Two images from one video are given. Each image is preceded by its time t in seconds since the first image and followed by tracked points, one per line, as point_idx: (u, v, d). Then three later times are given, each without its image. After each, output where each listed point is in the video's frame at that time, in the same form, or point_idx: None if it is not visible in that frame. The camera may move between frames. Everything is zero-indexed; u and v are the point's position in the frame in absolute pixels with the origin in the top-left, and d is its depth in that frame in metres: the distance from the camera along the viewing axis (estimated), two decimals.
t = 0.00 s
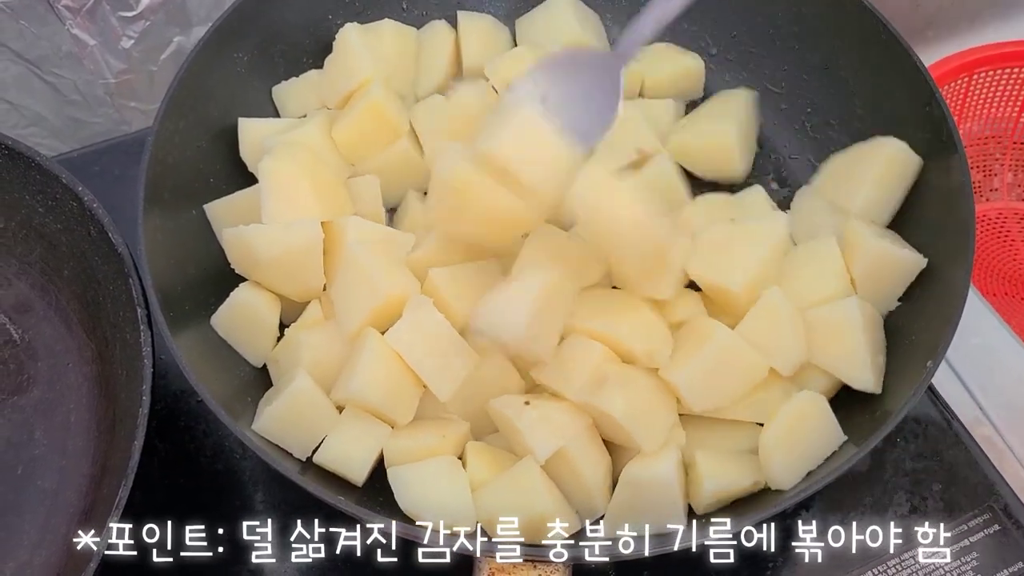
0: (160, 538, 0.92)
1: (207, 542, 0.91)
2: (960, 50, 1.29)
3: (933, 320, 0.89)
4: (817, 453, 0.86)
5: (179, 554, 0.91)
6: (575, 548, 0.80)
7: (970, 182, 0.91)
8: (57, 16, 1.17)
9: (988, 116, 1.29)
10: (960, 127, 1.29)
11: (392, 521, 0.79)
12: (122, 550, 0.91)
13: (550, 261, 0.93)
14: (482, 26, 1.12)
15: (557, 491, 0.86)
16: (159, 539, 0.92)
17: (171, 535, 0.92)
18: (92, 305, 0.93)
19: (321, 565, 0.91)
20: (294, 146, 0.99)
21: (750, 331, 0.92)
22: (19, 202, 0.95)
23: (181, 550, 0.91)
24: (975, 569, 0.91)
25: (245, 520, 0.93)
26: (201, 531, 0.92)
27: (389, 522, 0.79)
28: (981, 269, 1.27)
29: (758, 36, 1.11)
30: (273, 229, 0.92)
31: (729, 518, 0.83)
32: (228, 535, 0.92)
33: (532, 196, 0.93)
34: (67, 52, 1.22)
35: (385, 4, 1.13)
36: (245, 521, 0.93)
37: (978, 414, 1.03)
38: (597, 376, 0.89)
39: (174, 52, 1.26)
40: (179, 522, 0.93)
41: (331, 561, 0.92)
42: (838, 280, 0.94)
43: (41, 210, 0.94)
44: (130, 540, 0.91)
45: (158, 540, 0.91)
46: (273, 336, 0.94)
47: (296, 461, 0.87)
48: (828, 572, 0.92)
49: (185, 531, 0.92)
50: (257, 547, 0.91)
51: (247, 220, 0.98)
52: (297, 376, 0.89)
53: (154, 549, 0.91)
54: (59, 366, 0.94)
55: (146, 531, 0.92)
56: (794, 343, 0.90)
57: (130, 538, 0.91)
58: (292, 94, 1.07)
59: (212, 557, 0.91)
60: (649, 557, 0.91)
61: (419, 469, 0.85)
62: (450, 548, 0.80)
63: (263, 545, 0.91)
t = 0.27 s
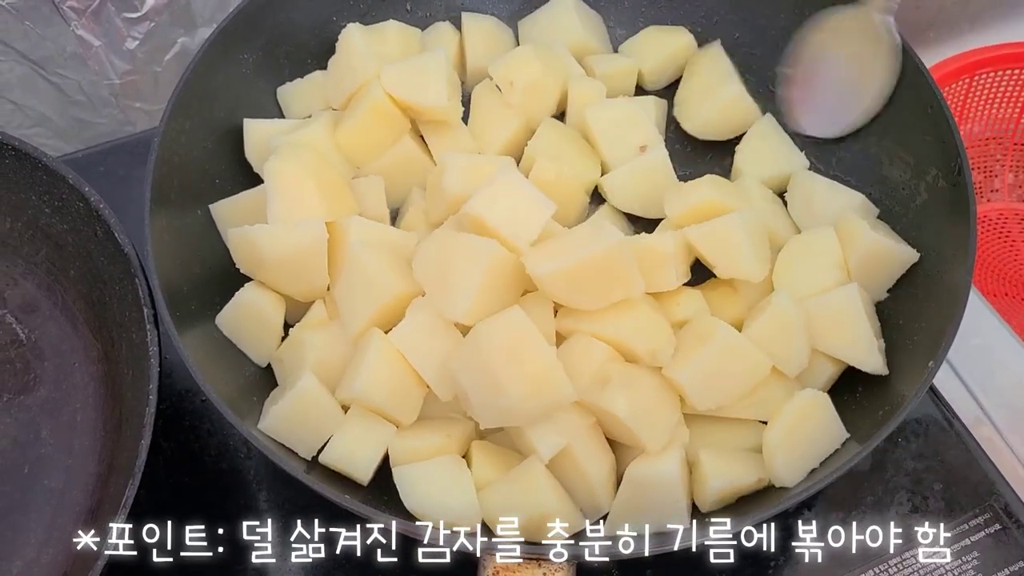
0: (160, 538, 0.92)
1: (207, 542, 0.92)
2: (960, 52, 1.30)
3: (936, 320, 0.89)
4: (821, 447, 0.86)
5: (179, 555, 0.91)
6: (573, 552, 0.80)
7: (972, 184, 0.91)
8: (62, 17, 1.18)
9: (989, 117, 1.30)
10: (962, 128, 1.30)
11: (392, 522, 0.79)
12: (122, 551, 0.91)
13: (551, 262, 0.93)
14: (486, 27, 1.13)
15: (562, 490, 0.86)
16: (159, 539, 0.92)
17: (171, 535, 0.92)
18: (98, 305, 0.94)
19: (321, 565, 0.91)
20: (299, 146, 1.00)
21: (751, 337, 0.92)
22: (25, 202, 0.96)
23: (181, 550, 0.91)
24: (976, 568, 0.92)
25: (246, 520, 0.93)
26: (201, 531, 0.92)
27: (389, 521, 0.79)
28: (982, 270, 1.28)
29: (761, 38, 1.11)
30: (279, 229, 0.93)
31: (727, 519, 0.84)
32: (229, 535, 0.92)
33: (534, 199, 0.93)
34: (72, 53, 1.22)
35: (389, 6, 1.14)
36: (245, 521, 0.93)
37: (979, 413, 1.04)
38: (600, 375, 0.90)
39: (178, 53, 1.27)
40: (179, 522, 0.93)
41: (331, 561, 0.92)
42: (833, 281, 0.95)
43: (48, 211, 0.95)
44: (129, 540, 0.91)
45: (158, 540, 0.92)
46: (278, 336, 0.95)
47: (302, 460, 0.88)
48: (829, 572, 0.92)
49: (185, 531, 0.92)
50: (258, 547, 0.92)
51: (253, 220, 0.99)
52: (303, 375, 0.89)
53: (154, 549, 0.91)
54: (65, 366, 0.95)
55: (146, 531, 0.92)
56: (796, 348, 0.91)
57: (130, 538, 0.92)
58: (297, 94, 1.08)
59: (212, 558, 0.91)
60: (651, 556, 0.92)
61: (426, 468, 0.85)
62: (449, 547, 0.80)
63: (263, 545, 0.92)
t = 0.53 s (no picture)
0: (160, 538, 0.92)
1: (207, 542, 0.92)
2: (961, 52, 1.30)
3: (938, 320, 0.89)
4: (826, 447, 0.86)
5: (179, 555, 0.91)
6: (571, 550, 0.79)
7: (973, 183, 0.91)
8: (63, 16, 1.18)
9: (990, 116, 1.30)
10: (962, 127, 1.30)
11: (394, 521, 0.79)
12: (122, 551, 0.91)
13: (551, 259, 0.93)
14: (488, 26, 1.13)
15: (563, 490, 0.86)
16: (159, 539, 0.92)
17: (171, 535, 0.92)
18: (100, 304, 0.94)
19: (320, 565, 0.91)
20: (300, 145, 1.00)
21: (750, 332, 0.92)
22: (26, 201, 0.95)
23: (181, 550, 0.91)
24: (977, 568, 0.92)
25: (245, 520, 0.93)
26: (201, 531, 0.92)
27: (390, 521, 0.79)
28: (982, 270, 1.28)
29: (762, 37, 1.11)
30: (280, 228, 0.93)
31: (727, 518, 0.84)
32: (228, 535, 0.92)
33: (534, 197, 0.93)
34: (72, 52, 1.22)
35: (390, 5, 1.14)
36: (245, 521, 0.93)
37: (980, 413, 1.03)
38: (601, 375, 0.90)
39: (179, 52, 1.27)
40: (179, 522, 0.93)
41: (331, 562, 0.92)
42: (827, 282, 0.95)
43: (49, 210, 0.95)
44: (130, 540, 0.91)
45: (158, 540, 0.92)
46: (279, 335, 0.94)
47: (303, 459, 0.88)
48: (829, 571, 0.92)
49: (185, 531, 0.92)
50: (257, 547, 0.91)
51: (255, 219, 0.99)
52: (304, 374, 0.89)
53: (154, 549, 0.91)
54: (66, 365, 0.95)
55: (146, 531, 0.92)
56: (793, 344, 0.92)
57: (130, 538, 0.92)
58: (298, 94, 1.08)
59: (212, 558, 0.91)
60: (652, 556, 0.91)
61: (428, 467, 0.85)
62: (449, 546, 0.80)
63: (263, 545, 0.92)
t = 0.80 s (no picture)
0: (160, 538, 0.92)
1: (207, 542, 0.92)
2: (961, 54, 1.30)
3: (942, 322, 0.90)
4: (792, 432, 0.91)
5: (179, 555, 0.91)
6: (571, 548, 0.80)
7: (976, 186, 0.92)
8: (62, 17, 1.17)
9: (990, 118, 1.30)
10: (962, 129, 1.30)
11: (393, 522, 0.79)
12: (122, 550, 0.91)
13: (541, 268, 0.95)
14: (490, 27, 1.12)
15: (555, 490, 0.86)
16: (159, 539, 0.91)
17: (171, 535, 0.92)
18: (99, 306, 0.94)
19: (320, 565, 0.91)
20: (299, 145, 0.99)
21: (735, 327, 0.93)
22: (26, 203, 0.95)
23: (181, 550, 0.91)
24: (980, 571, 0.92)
25: (245, 520, 0.93)
26: (201, 531, 0.92)
27: (389, 521, 0.79)
28: (982, 272, 1.27)
29: (763, 38, 1.11)
30: (279, 228, 0.92)
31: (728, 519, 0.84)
32: (228, 535, 0.92)
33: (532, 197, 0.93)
34: (72, 53, 1.22)
35: (391, 6, 1.13)
36: (245, 521, 0.93)
37: (981, 414, 1.04)
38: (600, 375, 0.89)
39: (179, 53, 1.27)
40: (179, 522, 0.93)
41: (331, 561, 0.91)
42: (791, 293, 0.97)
43: (49, 212, 0.95)
44: (129, 540, 0.91)
45: (158, 540, 0.91)
46: (276, 334, 0.94)
47: (298, 458, 0.87)
48: (829, 572, 0.92)
49: (185, 531, 0.92)
50: (257, 547, 0.91)
51: (254, 219, 0.99)
52: (302, 373, 0.89)
53: (154, 549, 0.91)
54: (66, 367, 0.94)
55: (146, 531, 0.92)
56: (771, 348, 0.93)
57: (130, 538, 0.91)
58: (298, 95, 1.07)
59: (212, 558, 0.91)
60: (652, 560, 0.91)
61: (419, 468, 0.85)
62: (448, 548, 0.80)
63: (263, 545, 0.91)
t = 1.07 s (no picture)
0: (160, 538, 0.92)
1: (207, 542, 0.92)
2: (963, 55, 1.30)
3: (944, 325, 0.90)
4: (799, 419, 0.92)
5: (179, 554, 0.91)
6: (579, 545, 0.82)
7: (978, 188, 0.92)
8: (65, 19, 1.18)
9: (992, 120, 1.30)
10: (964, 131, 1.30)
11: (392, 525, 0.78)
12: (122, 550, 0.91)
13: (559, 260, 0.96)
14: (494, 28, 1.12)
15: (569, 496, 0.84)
16: (159, 539, 0.92)
17: (171, 535, 0.92)
18: (103, 309, 0.94)
19: (320, 565, 0.91)
20: (301, 147, 0.99)
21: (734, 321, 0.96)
22: (30, 206, 0.95)
23: (181, 550, 0.91)
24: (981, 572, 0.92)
25: (245, 520, 0.93)
26: (201, 531, 0.92)
27: (389, 521, 0.79)
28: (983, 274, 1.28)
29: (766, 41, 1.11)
30: (281, 230, 0.92)
31: (729, 518, 0.84)
32: (228, 535, 0.92)
33: (533, 196, 0.93)
34: (75, 55, 1.22)
35: (394, 8, 1.14)
36: (245, 521, 0.93)
37: (981, 414, 1.04)
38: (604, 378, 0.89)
39: (181, 55, 1.27)
40: (179, 522, 0.93)
41: (331, 561, 0.92)
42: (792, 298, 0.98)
43: (53, 215, 0.95)
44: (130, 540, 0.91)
45: (158, 540, 0.91)
46: (280, 336, 0.94)
47: (304, 462, 0.87)
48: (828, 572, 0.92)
49: (185, 531, 0.92)
50: (257, 547, 0.92)
51: (256, 221, 0.99)
52: (306, 377, 0.88)
53: (154, 549, 0.91)
54: (69, 369, 0.95)
55: (146, 531, 0.92)
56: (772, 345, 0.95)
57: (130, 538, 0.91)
58: (301, 96, 1.07)
59: (212, 558, 0.91)
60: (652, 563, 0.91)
61: (423, 472, 0.84)
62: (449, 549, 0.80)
63: (263, 545, 0.92)
